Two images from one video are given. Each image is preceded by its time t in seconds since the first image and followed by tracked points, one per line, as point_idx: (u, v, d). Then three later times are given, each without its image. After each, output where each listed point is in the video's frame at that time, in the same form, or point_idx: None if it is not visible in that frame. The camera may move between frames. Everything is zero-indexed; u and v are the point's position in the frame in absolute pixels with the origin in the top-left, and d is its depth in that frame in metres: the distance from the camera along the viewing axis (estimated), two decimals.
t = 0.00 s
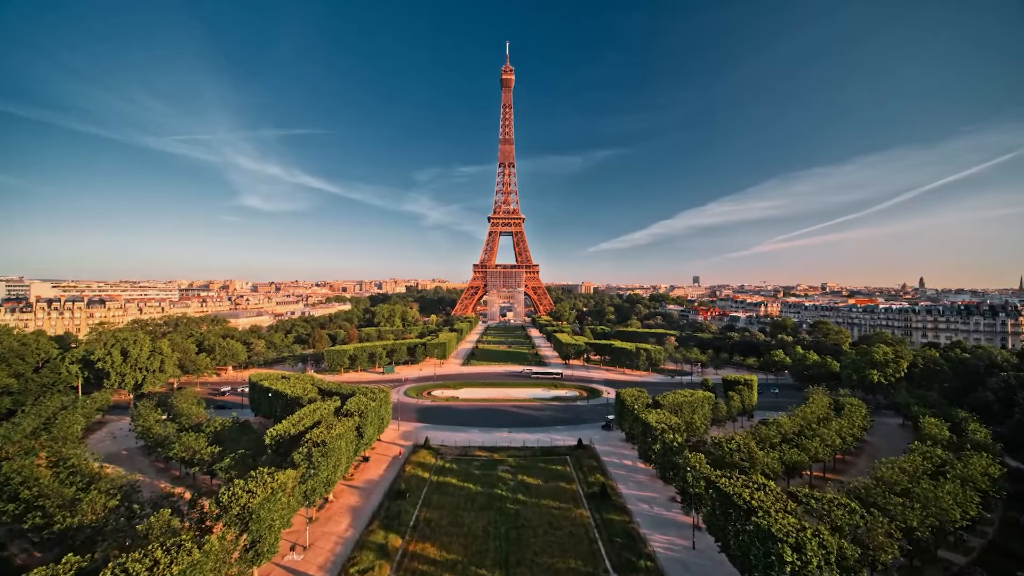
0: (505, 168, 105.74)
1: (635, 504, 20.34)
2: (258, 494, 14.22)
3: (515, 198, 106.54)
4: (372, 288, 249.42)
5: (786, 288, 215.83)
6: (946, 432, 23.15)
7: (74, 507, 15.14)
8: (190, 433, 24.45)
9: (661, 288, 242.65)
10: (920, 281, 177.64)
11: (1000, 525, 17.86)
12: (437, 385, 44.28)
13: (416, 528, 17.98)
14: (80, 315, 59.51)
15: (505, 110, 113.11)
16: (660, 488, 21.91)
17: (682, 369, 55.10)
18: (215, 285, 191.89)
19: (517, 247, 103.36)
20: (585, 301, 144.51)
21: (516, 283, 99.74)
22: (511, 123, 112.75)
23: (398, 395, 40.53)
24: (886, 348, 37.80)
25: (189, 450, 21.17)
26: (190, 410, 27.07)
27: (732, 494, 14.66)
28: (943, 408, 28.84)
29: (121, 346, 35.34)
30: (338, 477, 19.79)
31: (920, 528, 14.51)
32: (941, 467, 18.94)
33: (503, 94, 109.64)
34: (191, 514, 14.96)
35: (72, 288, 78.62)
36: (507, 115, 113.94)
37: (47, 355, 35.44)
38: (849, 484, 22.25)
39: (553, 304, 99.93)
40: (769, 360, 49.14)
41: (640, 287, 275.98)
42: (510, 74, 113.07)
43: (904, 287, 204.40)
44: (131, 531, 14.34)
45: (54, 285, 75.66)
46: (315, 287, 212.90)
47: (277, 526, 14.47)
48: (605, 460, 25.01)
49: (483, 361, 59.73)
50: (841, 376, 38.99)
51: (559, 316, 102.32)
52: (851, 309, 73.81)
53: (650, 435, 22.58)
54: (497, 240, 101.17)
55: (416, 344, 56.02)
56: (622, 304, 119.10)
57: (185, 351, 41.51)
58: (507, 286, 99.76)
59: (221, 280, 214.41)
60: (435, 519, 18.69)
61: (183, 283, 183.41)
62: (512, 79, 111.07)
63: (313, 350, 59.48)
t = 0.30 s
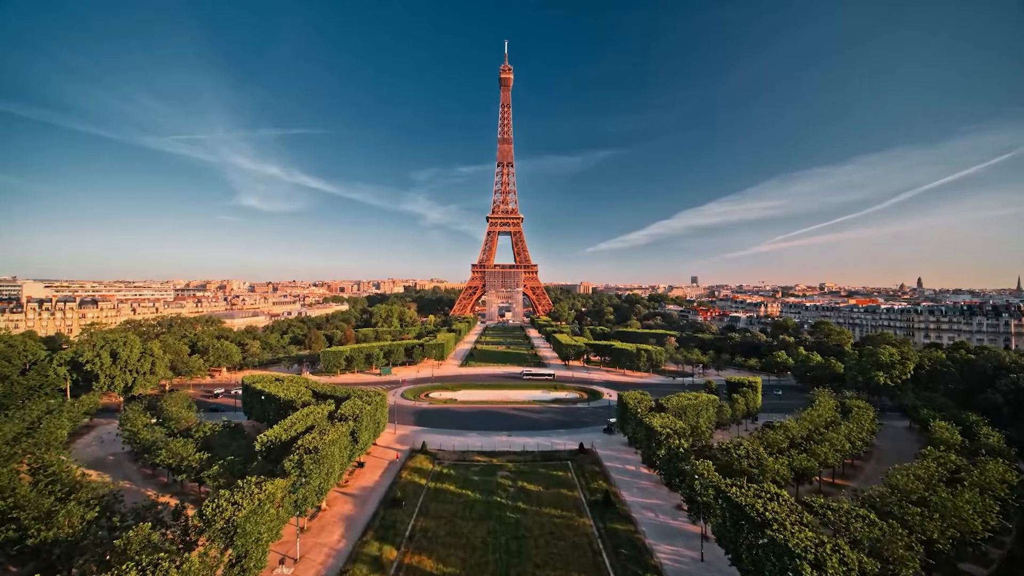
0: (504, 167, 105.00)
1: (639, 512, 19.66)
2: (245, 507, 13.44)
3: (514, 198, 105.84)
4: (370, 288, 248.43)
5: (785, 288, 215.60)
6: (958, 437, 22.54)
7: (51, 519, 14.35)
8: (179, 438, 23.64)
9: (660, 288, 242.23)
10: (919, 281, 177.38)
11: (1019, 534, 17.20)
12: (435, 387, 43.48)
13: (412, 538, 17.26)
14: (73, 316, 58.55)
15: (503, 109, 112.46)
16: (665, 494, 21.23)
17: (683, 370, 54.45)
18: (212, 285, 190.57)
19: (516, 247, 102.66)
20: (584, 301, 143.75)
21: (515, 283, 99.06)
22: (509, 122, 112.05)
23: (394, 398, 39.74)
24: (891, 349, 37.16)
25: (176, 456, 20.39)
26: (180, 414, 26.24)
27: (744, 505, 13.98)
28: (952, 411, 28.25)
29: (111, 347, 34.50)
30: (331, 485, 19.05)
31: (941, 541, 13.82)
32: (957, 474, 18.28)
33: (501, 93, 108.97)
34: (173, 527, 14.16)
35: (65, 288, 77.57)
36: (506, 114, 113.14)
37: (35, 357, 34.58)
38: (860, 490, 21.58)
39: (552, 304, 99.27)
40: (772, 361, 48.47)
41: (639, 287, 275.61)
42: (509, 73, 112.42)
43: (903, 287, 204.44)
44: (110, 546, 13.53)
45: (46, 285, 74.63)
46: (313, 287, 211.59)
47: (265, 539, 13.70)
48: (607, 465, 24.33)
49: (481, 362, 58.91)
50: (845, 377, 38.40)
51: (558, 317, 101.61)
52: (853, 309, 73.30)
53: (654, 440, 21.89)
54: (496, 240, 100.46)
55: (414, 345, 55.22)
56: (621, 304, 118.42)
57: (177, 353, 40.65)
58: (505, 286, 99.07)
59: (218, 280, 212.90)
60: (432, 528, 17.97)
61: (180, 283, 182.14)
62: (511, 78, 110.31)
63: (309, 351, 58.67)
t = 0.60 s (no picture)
0: (503, 166, 104.30)
1: (644, 519, 19.04)
2: (231, 519, 12.75)
3: (513, 197, 105.22)
4: (368, 288, 247.39)
5: (784, 288, 215.60)
6: (970, 441, 21.98)
7: (27, 530, 13.62)
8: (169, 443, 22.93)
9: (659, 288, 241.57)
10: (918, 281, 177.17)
11: None
12: (433, 389, 42.79)
13: (409, 548, 16.62)
14: (65, 316, 57.66)
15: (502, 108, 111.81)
16: (670, 501, 20.61)
17: (684, 371, 53.85)
18: (209, 285, 189.05)
19: (515, 247, 102.02)
20: (583, 301, 143.15)
21: (514, 283, 98.42)
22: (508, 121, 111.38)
23: (392, 400, 39.05)
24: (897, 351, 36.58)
25: (165, 462, 19.68)
26: (171, 417, 25.52)
27: (756, 515, 13.36)
28: (961, 413, 27.70)
29: (101, 349, 33.74)
30: (325, 492, 18.40)
31: (962, 552, 13.22)
32: (973, 481, 17.68)
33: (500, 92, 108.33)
34: (156, 540, 13.43)
35: (58, 288, 76.58)
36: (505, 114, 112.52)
37: (24, 359, 33.80)
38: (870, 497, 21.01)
39: (552, 304, 98.67)
40: (774, 362, 47.93)
41: (637, 287, 275.04)
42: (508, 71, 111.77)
43: (902, 287, 204.53)
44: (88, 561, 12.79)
45: (40, 285, 73.66)
46: (311, 287, 210.72)
47: (253, 553, 13.02)
48: (610, 470, 23.72)
49: (480, 363, 58.19)
50: (850, 378, 37.86)
51: (557, 317, 100.98)
52: (854, 309, 72.83)
53: (659, 445, 21.27)
54: (495, 239, 99.83)
55: (411, 346, 54.53)
56: (621, 304, 117.86)
57: (171, 354, 39.91)
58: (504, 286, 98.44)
59: (215, 280, 211.58)
60: (429, 537, 17.33)
61: (176, 283, 180.97)
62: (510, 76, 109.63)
63: (306, 351, 57.91)
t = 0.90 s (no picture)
0: (502, 165, 103.57)
1: (650, 529, 18.30)
2: (215, 534, 11.99)
3: (513, 197, 104.49)
4: (367, 288, 246.72)
5: (784, 288, 215.41)
6: (985, 445, 21.31)
7: None
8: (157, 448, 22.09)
9: (658, 288, 241.30)
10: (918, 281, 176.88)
11: None
12: (431, 391, 42.00)
13: (404, 560, 15.86)
14: (58, 316, 56.76)
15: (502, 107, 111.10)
16: (676, 509, 19.88)
17: (686, 372, 53.16)
18: (206, 285, 187.95)
19: (515, 247, 101.27)
20: (582, 301, 142.47)
21: (513, 283, 97.66)
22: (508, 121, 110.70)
23: (389, 402, 38.28)
24: (904, 352, 35.93)
25: (151, 469, 18.87)
26: (160, 421, 24.67)
27: (772, 528, 12.62)
28: (972, 417, 27.02)
29: (91, 350, 32.89)
30: (318, 500, 17.64)
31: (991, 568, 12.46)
32: (994, 489, 16.96)
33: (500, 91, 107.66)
34: (136, 556, 12.64)
35: (52, 288, 75.57)
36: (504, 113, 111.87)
37: (11, 360, 32.92)
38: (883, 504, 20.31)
39: (551, 304, 97.96)
40: (777, 363, 47.26)
41: (636, 287, 275.10)
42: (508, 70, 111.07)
43: (901, 287, 204.48)
44: None
45: (33, 285, 72.63)
46: (309, 287, 209.74)
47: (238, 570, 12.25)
48: (614, 476, 22.99)
49: (479, 364, 57.43)
50: (856, 380, 37.20)
51: (557, 317, 100.29)
52: (856, 309, 72.19)
53: (665, 450, 20.53)
54: (494, 239, 99.08)
55: (410, 347, 53.77)
56: (621, 304, 117.21)
57: (163, 355, 39.09)
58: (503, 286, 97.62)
59: (213, 280, 210.40)
60: (426, 548, 16.58)
61: (173, 283, 179.88)
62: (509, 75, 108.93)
63: (303, 352, 57.07)
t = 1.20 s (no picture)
0: (502, 165, 102.95)
1: (657, 537, 17.64)
2: (199, 549, 11.31)
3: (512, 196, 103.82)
4: (366, 288, 245.94)
5: (784, 288, 215.03)
6: (1000, 450, 20.70)
7: None
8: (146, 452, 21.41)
9: (658, 288, 240.52)
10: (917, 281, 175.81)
11: None
12: (430, 392, 41.31)
13: (402, 572, 15.20)
14: (51, 317, 55.97)
15: (502, 107, 110.51)
16: (683, 516, 19.23)
17: (688, 374, 52.53)
18: (205, 285, 186.89)
19: (514, 247, 100.60)
20: (582, 301, 141.71)
21: (513, 283, 96.95)
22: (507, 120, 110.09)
23: (387, 404, 37.57)
24: (911, 353, 35.29)
25: (139, 475, 18.19)
26: (151, 424, 23.96)
27: (790, 541, 11.98)
28: (984, 419, 26.41)
29: (82, 351, 32.13)
30: (311, 509, 16.99)
31: None
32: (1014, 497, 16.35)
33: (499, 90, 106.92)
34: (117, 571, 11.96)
35: (47, 288, 74.73)
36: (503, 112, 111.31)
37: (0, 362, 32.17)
38: (897, 510, 19.65)
39: (551, 304, 97.31)
40: (781, 364, 46.62)
41: (635, 288, 274.48)
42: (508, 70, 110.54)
43: (900, 287, 204.13)
44: None
45: (27, 285, 71.80)
46: (308, 287, 208.71)
47: None
48: (618, 481, 22.34)
49: (479, 365, 56.73)
50: (862, 381, 36.59)
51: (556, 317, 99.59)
52: (859, 309, 71.54)
53: (671, 455, 19.87)
54: (494, 239, 98.37)
55: (408, 348, 53.07)
56: (621, 304, 116.52)
57: (157, 356, 38.43)
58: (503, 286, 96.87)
59: (211, 280, 209.32)
60: (425, 559, 15.92)
61: (171, 283, 178.99)
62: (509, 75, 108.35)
63: (300, 353, 56.33)
